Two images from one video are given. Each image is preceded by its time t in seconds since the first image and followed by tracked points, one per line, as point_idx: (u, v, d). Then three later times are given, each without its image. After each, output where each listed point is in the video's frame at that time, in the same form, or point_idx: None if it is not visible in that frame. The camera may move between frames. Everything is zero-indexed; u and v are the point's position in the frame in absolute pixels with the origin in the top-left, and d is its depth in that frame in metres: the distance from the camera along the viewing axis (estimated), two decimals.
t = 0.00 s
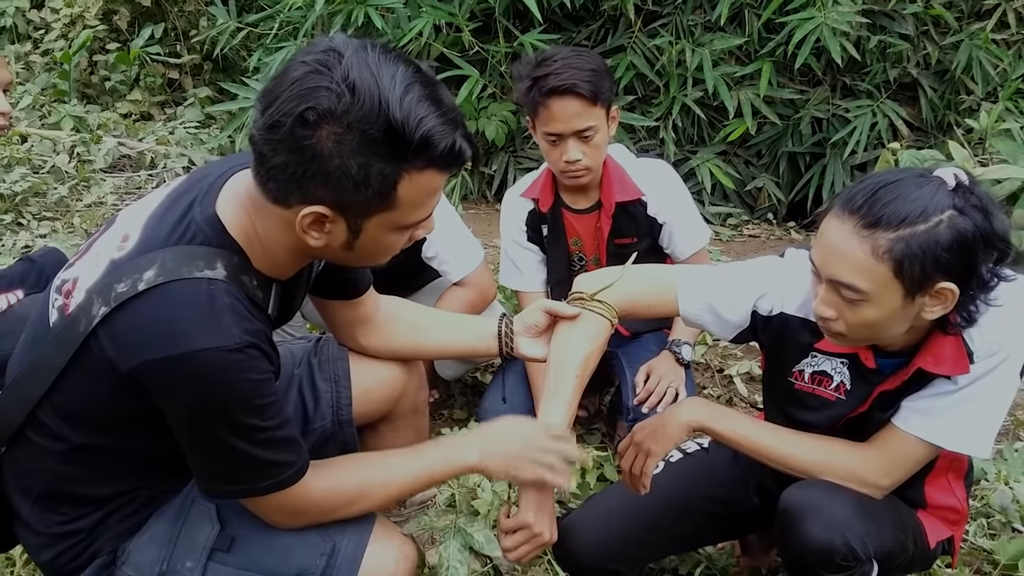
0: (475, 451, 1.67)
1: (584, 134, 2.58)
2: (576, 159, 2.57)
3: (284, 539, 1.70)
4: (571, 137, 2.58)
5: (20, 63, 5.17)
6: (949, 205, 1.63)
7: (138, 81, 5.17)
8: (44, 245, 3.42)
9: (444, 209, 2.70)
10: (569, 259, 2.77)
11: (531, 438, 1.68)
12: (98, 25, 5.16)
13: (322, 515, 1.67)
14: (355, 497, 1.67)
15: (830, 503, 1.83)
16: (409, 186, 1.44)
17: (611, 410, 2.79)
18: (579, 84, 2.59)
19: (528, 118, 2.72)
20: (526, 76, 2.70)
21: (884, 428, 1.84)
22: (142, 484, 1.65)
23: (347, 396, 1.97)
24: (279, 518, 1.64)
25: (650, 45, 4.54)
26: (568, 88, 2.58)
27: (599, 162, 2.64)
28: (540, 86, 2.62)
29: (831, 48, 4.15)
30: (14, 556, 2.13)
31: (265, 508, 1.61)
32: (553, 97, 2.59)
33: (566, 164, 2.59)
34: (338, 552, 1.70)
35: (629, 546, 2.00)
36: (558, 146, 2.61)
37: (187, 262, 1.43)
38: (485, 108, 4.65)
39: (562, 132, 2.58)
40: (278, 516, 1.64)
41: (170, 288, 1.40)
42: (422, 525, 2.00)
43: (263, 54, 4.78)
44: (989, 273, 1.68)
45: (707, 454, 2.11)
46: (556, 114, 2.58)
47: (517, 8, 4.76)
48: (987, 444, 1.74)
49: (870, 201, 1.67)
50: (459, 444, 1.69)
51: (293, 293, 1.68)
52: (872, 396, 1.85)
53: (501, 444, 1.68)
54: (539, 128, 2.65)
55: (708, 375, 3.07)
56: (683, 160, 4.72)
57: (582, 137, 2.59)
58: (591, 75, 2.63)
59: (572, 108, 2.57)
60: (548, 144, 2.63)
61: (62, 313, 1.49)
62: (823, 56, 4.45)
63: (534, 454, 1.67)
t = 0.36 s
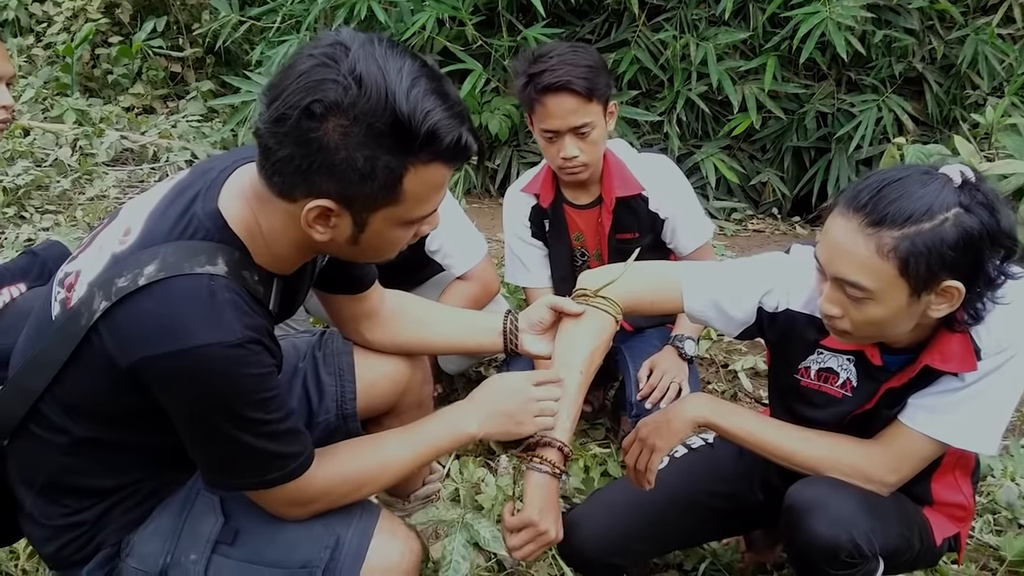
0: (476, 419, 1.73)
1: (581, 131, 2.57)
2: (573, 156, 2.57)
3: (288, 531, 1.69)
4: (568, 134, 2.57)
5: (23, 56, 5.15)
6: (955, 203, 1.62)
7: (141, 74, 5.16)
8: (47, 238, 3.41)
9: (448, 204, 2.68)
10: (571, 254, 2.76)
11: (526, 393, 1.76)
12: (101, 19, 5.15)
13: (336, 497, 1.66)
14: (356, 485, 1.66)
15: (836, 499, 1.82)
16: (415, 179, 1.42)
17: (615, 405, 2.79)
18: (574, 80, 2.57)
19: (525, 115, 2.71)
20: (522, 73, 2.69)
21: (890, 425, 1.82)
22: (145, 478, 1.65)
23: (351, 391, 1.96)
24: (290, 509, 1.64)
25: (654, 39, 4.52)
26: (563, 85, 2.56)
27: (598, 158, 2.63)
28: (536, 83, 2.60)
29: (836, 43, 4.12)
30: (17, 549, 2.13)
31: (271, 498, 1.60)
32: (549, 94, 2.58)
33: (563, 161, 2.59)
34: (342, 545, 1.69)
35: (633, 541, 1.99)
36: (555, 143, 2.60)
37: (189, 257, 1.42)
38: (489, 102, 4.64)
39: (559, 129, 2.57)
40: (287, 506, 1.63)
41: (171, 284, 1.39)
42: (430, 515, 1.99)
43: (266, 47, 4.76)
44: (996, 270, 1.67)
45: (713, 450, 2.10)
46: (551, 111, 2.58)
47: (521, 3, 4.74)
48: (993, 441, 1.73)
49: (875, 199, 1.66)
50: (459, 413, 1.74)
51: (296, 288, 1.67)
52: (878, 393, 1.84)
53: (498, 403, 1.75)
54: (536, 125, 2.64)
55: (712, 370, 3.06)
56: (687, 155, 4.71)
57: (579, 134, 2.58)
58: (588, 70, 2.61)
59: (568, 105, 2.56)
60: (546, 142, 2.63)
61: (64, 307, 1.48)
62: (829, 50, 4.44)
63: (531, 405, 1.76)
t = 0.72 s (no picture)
0: (477, 423, 1.73)
1: (583, 127, 2.57)
2: (576, 153, 2.56)
3: (288, 535, 1.69)
4: (569, 130, 2.57)
5: (28, 56, 5.16)
6: (964, 201, 1.61)
7: (146, 73, 5.16)
8: (53, 238, 3.42)
9: (452, 202, 2.67)
10: (575, 254, 2.75)
11: (529, 397, 1.77)
12: (106, 18, 5.16)
13: (334, 504, 1.66)
14: (358, 489, 1.67)
15: (845, 497, 1.81)
16: (427, 151, 1.44)
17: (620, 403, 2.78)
18: (575, 76, 2.57)
19: (526, 113, 2.71)
20: (523, 71, 2.68)
21: (898, 424, 1.82)
22: (143, 482, 1.65)
23: (359, 392, 1.96)
24: (290, 514, 1.64)
25: (660, 37, 4.51)
26: (564, 81, 2.56)
27: (600, 156, 2.63)
28: (536, 81, 2.60)
29: (842, 40, 4.11)
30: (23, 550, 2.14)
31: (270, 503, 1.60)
32: (549, 90, 2.58)
33: (566, 158, 2.58)
34: (341, 550, 1.69)
35: (636, 542, 1.99)
36: (557, 140, 2.60)
37: (178, 262, 1.42)
38: (494, 100, 4.63)
39: (560, 126, 2.57)
40: (286, 511, 1.63)
41: (159, 289, 1.39)
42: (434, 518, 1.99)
43: (271, 46, 4.77)
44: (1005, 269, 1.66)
45: (719, 449, 2.10)
46: (552, 107, 2.57)
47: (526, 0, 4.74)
48: (1002, 439, 1.73)
49: (883, 198, 1.65)
50: (459, 418, 1.74)
51: (292, 292, 1.67)
52: (886, 391, 1.83)
53: (500, 408, 1.75)
54: (538, 123, 2.64)
55: (718, 368, 3.05)
56: (692, 153, 4.70)
57: (581, 130, 2.58)
58: (588, 66, 2.61)
59: (569, 101, 2.56)
60: (548, 139, 2.63)
61: (56, 310, 1.49)
62: (834, 48, 4.42)
63: (533, 409, 1.76)
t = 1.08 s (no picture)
0: (476, 444, 1.73)
1: (582, 131, 2.57)
2: (574, 157, 2.56)
3: (284, 548, 1.69)
4: (568, 135, 2.57)
5: (29, 62, 5.17)
6: (964, 200, 1.61)
7: (147, 79, 5.17)
8: (54, 244, 3.42)
9: (451, 207, 2.67)
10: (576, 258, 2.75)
11: (528, 418, 1.75)
12: (107, 24, 5.17)
13: (324, 521, 1.66)
14: (355, 503, 1.67)
15: (849, 499, 1.81)
16: (433, 146, 1.46)
17: (621, 408, 2.78)
18: (573, 81, 2.57)
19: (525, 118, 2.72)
20: (521, 76, 2.69)
21: (901, 425, 1.82)
22: (139, 495, 1.65)
23: (358, 400, 1.96)
24: (282, 528, 1.64)
25: (659, 41, 4.51)
26: (562, 86, 2.57)
27: (599, 160, 2.63)
28: (534, 86, 2.60)
29: (842, 43, 4.11)
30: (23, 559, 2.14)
31: (266, 518, 1.61)
32: (548, 96, 2.58)
33: (564, 163, 2.58)
34: (337, 562, 1.69)
35: (636, 545, 1.99)
36: (556, 145, 2.60)
37: (174, 273, 1.42)
38: (494, 104, 4.64)
39: (559, 131, 2.57)
40: (282, 525, 1.63)
41: (156, 300, 1.39)
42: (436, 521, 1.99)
43: (272, 52, 4.78)
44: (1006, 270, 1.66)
45: (719, 454, 2.10)
46: (551, 112, 2.58)
47: (525, 5, 4.75)
48: (1004, 440, 1.72)
49: (885, 197, 1.65)
50: (459, 437, 1.74)
51: (289, 302, 1.65)
52: (889, 392, 1.83)
53: (501, 430, 1.74)
54: (536, 128, 2.64)
55: (719, 372, 3.05)
56: (693, 156, 4.70)
57: (579, 135, 2.58)
58: (586, 72, 2.61)
59: (567, 106, 2.57)
60: (547, 144, 2.63)
61: (52, 321, 1.49)
62: (835, 51, 4.42)
63: (533, 430, 1.74)
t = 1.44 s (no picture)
0: (478, 448, 1.73)
1: (584, 140, 2.58)
2: (576, 166, 2.57)
3: (287, 552, 1.69)
4: (570, 144, 2.58)
5: (33, 70, 5.19)
6: (965, 205, 1.61)
7: (150, 87, 5.18)
8: (57, 252, 3.43)
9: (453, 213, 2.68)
10: (578, 265, 2.76)
11: (526, 421, 1.75)
12: (110, 32, 5.18)
13: (328, 525, 1.66)
14: (357, 508, 1.67)
15: (854, 506, 1.80)
16: (431, 157, 1.44)
17: (624, 415, 2.78)
18: (575, 91, 2.57)
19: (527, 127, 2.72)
20: (523, 85, 2.70)
21: (905, 433, 1.82)
22: (143, 500, 1.65)
23: (361, 406, 1.95)
24: (288, 532, 1.64)
25: (661, 48, 4.52)
26: (564, 96, 2.57)
27: (601, 168, 2.63)
28: (537, 96, 2.61)
29: (843, 50, 4.12)
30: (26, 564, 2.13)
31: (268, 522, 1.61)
32: (550, 105, 2.59)
33: (567, 171, 2.59)
34: (341, 564, 1.68)
35: (639, 553, 1.99)
36: (559, 154, 2.61)
37: (178, 279, 1.42)
38: (496, 112, 4.64)
39: (561, 140, 2.58)
40: (285, 528, 1.63)
41: (159, 305, 1.40)
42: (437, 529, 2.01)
43: (274, 60, 4.80)
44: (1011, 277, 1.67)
45: (723, 461, 2.09)
46: (554, 122, 2.59)
47: (527, 13, 4.76)
48: (1008, 448, 1.72)
49: (886, 202, 1.66)
50: (460, 444, 1.74)
51: (295, 313, 1.66)
52: (893, 400, 1.83)
53: (501, 435, 1.74)
54: (539, 137, 2.65)
55: (721, 379, 3.05)
56: (694, 163, 4.71)
57: (582, 144, 2.59)
58: (588, 81, 2.62)
59: (569, 116, 2.57)
60: (549, 153, 2.64)
61: (57, 326, 1.49)
62: (836, 58, 4.43)
63: (532, 432, 1.74)
